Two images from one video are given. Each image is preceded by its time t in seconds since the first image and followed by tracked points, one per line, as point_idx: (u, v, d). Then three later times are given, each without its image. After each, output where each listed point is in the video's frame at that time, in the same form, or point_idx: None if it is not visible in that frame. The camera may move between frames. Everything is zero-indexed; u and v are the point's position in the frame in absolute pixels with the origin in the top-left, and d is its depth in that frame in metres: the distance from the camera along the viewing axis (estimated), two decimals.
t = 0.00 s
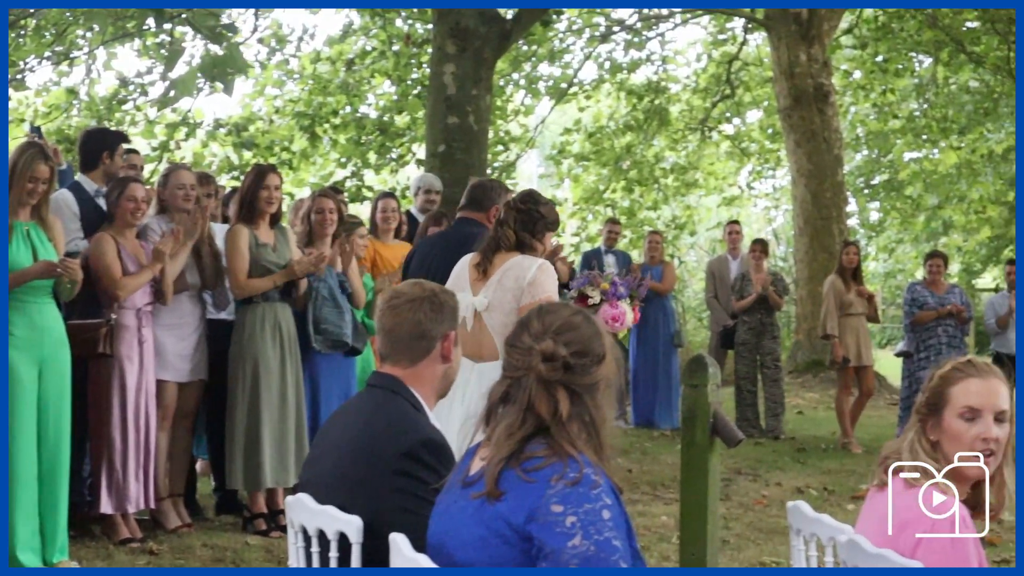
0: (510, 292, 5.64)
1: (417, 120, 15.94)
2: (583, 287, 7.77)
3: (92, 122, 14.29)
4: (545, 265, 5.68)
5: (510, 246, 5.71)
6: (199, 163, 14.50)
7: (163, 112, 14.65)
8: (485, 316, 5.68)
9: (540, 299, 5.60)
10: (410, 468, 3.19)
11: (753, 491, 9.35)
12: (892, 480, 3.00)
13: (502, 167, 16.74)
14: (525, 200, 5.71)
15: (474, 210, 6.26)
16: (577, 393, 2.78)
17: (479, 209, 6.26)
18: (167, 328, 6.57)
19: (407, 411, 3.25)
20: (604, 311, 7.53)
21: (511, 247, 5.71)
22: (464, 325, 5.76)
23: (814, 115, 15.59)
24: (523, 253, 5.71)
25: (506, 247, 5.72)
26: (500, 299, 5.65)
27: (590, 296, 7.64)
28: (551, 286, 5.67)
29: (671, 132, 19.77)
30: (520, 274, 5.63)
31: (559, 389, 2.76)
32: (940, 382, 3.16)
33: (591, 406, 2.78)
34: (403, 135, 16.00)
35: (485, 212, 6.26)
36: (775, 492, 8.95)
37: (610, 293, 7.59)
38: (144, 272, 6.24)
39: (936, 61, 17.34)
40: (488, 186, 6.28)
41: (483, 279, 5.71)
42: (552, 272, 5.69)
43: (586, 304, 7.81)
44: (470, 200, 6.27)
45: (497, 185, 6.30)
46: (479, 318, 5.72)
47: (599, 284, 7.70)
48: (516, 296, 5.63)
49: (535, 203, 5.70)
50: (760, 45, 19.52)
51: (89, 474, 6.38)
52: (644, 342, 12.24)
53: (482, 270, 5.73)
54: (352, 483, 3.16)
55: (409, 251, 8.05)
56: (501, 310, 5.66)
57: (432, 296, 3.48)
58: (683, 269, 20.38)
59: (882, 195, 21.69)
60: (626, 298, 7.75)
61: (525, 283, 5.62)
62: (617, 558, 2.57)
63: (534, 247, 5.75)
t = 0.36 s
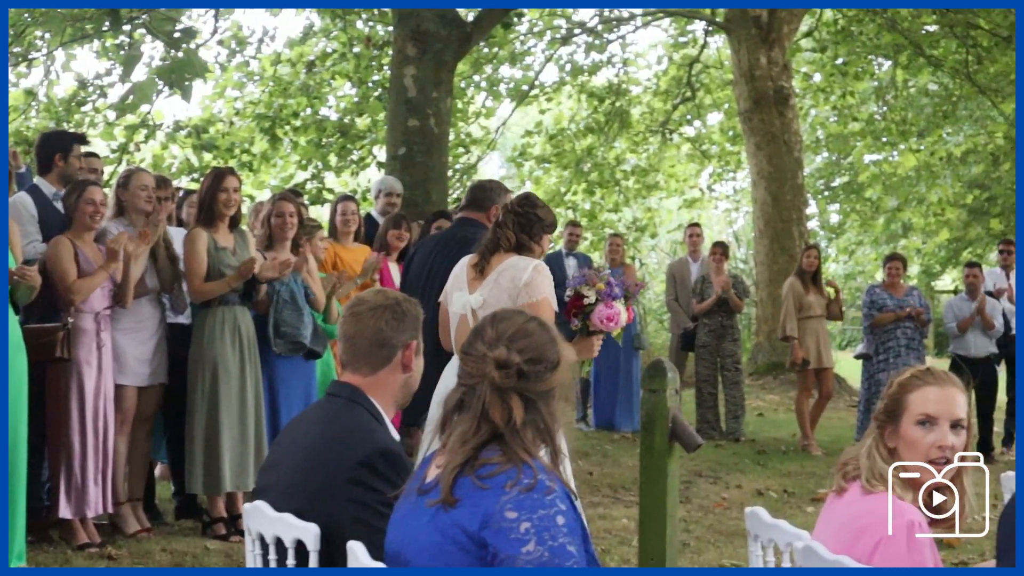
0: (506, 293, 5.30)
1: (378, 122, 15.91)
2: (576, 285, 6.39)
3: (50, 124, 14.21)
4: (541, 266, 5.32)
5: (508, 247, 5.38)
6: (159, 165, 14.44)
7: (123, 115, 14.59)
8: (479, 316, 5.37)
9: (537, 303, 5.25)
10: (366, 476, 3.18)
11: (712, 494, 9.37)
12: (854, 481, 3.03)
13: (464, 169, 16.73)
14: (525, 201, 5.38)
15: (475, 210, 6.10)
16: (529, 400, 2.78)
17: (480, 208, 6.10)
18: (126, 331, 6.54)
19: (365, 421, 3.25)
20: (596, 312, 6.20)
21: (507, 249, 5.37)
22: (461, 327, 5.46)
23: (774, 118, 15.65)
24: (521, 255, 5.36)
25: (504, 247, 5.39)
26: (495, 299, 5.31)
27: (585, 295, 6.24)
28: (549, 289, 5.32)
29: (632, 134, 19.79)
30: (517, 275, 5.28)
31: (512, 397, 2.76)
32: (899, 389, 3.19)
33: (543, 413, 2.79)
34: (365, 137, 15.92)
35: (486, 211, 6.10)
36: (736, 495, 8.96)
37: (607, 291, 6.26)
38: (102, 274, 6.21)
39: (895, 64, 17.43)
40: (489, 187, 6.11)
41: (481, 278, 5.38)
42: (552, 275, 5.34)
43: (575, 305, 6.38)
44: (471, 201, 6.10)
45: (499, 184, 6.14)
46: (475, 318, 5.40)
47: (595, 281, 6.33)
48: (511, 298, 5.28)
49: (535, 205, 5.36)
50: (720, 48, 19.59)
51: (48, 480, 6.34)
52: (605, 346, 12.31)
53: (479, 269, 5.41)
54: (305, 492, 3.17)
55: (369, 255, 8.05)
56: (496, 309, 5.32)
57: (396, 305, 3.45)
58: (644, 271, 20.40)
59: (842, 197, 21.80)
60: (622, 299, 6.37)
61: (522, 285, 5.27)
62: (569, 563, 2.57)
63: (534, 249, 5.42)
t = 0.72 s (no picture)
0: (507, 297, 5.23)
1: (348, 124, 15.88)
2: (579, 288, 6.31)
3: (17, 123, 14.14)
4: (541, 268, 5.25)
5: (512, 253, 5.33)
6: (128, 166, 14.38)
7: (92, 116, 14.54)
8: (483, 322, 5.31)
9: (536, 306, 5.17)
10: (332, 480, 3.18)
11: (683, 496, 9.38)
12: (823, 485, 3.05)
13: (434, 170, 16.70)
14: (525, 207, 5.34)
15: (483, 219, 5.77)
16: (494, 404, 2.80)
17: (488, 217, 5.76)
18: (94, 333, 6.51)
19: (331, 424, 3.25)
20: (598, 314, 6.07)
21: (509, 254, 5.32)
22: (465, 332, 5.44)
23: (743, 121, 15.67)
24: (522, 261, 5.32)
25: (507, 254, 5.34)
26: (496, 304, 5.25)
27: (588, 296, 6.14)
28: (551, 291, 5.23)
29: (601, 137, 19.80)
30: (517, 278, 5.21)
31: (477, 401, 2.77)
32: (867, 396, 3.20)
33: (509, 417, 2.81)
34: (334, 139, 15.78)
35: (492, 220, 5.78)
36: (706, 497, 8.98)
37: (609, 293, 6.15)
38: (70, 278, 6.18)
39: (863, 66, 17.50)
40: (499, 195, 5.75)
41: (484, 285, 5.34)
42: (552, 277, 5.25)
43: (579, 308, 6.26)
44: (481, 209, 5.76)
45: (505, 195, 5.76)
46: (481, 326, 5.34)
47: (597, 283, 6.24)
48: (510, 302, 5.21)
49: (535, 210, 5.32)
50: (690, 50, 19.64)
51: (15, 483, 6.30)
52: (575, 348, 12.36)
53: (483, 276, 5.37)
54: (272, 496, 3.17)
55: (338, 257, 8.03)
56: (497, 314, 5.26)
57: (361, 307, 3.40)
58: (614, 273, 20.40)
59: (811, 200, 21.87)
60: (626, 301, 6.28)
61: (521, 287, 5.20)
62: (535, 570, 2.57)
63: (537, 254, 5.35)
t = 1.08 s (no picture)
0: (513, 311, 5.19)
1: (323, 125, 15.86)
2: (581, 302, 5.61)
3: None
4: (548, 281, 5.17)
5: (519, 267, 5.29)
6: (101, 167, 14.33)
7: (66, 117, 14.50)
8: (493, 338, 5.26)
9: (541, 319, 5.11)
10: (304, 483, 3.18)
11: (657, 497, 9.40)
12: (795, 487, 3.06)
13: (409, 171, 16.66)
14: (531, 223, 5.28)
15: (489, 230, 5.97)
16: (460, 403, 2.81)
17: (491, 228, 5.97)
18: (68, 335, 6.49)
19: (303, 426, 3.24)
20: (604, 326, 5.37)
21: (518, 270, 5.26)
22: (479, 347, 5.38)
23: (718, 122, 15.71)
24: (530, 276, 5.26)
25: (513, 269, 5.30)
26: (504, 319, 5.21)
27: (593, 308, 5.45)
28: (559, 303, 5.16)
29: (577, 138, 19.79)
30: (522, 293, 5.16)
31: (443, 401, 2.78)
32: (838, 398, 3.22)
33: (475, 415, 2.82)
34: (309, 140, 15.83)
35: (497, 230, 5.97)
36: (680, 498, 9.00)
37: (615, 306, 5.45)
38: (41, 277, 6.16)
39: (838, 67, 17.51)
40: (501, 205, 5.98)
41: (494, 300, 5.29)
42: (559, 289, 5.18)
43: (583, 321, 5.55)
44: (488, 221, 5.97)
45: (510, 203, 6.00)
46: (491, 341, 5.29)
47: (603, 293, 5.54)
48: (516, 316, 5.16)
49: (539, 225, 5.25)
50: (666, 51, 19.68)
51: None
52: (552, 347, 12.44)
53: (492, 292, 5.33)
54: (244, 497, 3.17)
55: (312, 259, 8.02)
56: (508, 330, 5.21)
57: (333, 310, 3.39)
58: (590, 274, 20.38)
59: (786, 200, 21.93)
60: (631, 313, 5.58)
61: (526, 302, 5.15)
62: (507, 570, 2.58)
63: (544, 267, 5.29)
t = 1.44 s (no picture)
0: (526, 304, 5.52)
1: (298, 126, 15.84)
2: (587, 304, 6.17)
3: None
4: (561, 278, 5.51)
5: (534, 262, 5.63)
6: (74, 169, 14.27)
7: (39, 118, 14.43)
8: (507, 328, 5.59)
9: (553, 313, 5.43)
10: (273, 487, 3.19)
11: (631, 498, 9.43)
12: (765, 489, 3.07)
13: (383, 173, 16.63)
14: (542, 222, 5.61)
15: (496, 226, 6.25)
16: (422, 405, 2.79)
17: (497, 223, 6.24)
18: (41, 336, 6.46)
19: (272, 431, 3.24)
20: (609, 326, 5.97)
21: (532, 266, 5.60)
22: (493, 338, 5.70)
23: (692, 123, 15.74)
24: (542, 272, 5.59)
25: (528, 265, 5.63)
26: (517, 311, 5.53)
27: (598, 308, 6.00)
28: (569, 300, 5.49)
29: (553, 138, 19.78)
30: (535, 287, 5.48)
31: (405, 404, 2.77)
32: (811, 397, 3.21)
33: (438, 416, 2.81)
34: (284, 141, 15.80)
35: (503, 226, 6.24)
36: (654, 499, 9.03)
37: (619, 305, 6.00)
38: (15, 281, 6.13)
39: (812, 70, 17.53)
40: (506, 202, 6.26)
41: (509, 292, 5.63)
42: (571, 286, 5.51)
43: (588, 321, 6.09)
44: (495, 218, 6.25)
45: (515, 198, 6.27)
46: (504, 331, 5.62)
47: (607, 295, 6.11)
48: (529, 309, 5.49)
49: (551, 223, 5.57)
50: (641, 53, 19.71)
51: None
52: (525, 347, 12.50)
53: (507, 285, 5.65)
54: (213, 502, 3.17)
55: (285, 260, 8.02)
56: (520, 321, 5.54)
57: (305, 311, 3.36)
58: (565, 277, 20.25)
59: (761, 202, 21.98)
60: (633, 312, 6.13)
61: (539, 295, 5.48)
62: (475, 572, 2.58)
63: (557, 264, 5.63)
